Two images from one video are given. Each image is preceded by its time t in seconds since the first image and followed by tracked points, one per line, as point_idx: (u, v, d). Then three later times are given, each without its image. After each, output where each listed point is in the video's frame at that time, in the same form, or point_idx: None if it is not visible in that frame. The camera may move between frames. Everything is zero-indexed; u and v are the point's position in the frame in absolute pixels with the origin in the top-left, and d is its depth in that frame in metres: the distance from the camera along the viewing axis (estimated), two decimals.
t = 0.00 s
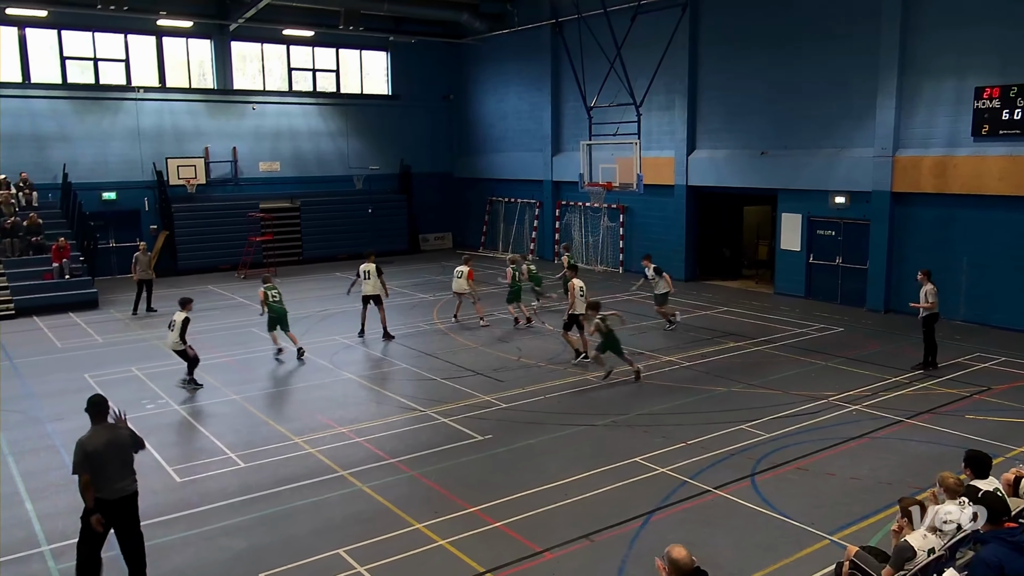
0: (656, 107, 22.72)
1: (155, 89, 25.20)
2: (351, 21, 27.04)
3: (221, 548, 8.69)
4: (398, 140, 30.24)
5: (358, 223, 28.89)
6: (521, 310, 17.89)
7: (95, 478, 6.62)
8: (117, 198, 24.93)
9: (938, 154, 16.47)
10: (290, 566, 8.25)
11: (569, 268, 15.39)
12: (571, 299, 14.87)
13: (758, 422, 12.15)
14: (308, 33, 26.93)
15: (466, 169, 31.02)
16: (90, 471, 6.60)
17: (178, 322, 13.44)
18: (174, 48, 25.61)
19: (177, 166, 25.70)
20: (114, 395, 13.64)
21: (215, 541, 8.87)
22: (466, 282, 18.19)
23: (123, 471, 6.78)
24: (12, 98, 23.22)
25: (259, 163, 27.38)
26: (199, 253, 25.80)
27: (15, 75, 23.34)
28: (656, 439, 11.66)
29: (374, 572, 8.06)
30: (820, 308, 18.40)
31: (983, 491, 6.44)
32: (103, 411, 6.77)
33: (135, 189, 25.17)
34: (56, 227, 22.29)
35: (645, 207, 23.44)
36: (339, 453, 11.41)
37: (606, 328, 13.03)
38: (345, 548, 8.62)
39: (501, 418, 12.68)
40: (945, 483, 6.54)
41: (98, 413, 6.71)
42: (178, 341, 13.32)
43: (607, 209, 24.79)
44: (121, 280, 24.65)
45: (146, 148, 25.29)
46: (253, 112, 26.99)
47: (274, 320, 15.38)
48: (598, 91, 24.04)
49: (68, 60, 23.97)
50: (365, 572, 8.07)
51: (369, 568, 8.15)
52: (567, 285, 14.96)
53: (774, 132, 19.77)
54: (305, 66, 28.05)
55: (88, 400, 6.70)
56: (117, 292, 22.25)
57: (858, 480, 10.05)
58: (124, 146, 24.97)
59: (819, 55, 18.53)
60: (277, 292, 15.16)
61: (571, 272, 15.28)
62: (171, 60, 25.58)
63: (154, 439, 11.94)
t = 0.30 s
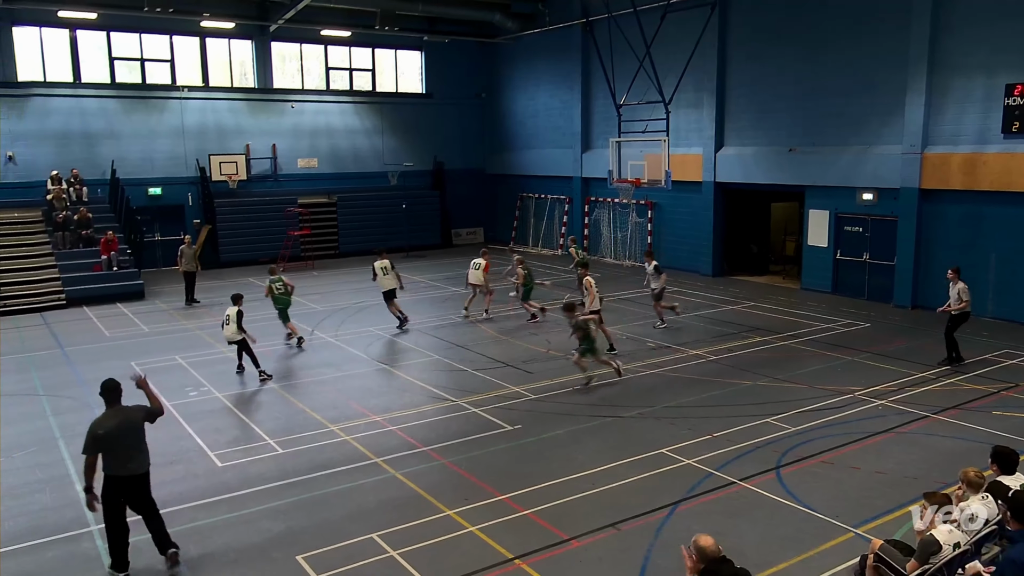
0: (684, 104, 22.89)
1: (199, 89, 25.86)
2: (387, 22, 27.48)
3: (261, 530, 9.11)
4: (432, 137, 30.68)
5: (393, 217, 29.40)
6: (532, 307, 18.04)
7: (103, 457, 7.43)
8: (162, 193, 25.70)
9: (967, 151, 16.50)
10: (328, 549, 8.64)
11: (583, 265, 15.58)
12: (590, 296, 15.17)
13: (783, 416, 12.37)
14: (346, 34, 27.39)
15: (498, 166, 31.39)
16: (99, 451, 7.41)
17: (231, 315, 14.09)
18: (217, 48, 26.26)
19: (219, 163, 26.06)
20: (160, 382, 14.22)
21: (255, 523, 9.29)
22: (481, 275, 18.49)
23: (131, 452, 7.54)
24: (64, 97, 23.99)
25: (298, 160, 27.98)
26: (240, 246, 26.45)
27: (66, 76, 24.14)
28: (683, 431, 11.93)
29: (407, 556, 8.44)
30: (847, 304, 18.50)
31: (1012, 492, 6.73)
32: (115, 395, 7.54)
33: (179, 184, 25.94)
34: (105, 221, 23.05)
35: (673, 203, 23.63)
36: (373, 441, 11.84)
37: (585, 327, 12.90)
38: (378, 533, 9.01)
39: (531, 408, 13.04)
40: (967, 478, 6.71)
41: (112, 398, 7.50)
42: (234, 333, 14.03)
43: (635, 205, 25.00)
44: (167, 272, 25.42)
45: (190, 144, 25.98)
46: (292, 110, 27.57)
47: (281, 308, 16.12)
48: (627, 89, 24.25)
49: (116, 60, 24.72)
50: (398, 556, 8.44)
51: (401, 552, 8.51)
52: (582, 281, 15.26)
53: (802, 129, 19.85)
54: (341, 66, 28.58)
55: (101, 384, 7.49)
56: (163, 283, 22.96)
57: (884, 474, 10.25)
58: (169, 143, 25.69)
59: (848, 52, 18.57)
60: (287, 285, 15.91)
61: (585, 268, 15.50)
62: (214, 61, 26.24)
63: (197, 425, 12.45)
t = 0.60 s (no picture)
0: (716, 102, 23.02)
1: (243, 88, 26.56)
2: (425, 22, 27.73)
3: (301, 513, 9.54)
4: (466, 134, 31.11)
5: (428, 212, 29.89)
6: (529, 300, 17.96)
7: (129, 433, 7.92)
8: (208, 188, 26.43)
9: (1000, 148, 16.47)
10: (365, 531, 9.04)
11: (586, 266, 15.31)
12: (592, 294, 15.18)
13: (811, 410, 12.59)
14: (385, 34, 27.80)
15: (530, 163, 31.72)
16: (127, 426, 7.94)
17: (263, 296, 14.78)
18: (261, 49, 26.93)
19: (262, 159, 26.96)
20: (204, 370, 14.81)
21: (295, 507, 9.72)
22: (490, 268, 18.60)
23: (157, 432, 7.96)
24: (115, 96, 24.79)
25: (337, 156, 28.57)
26: (281, 240, 27.13)
27: (117, 76, 24.92)
28: (711, 424, 12.21)
29: (441, 540, 8.80)
30: (877, 300, 18.54)
31: None
32: (147, 377, 8.07)
33: (225, 180, 26.64)
34: (152, 215, 23.86)
35: (703, 199, 23.77)
36: (408, 429, 12.29)
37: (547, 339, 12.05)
38: (412, 518, 9.39)
39: (561, 399, 13.41)
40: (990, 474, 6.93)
41: (143, 379, 8.04)
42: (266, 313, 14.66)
43: (665, 201, 25.18)
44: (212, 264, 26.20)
45: (234, 141, 26.73)
46: (332, 108, 28.14)
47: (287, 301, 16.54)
48: (659, 87, 24.41)
49: (164, 61, 25.48)
50: (432, 540, 8.80)
51: (434, 538, 8.86)
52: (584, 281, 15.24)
53: (833, 126, 19.89)
54: (379, 65, 29.08)
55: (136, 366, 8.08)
56: (208, 275, 23.69)
57: (911, 469, 10.44)
58: (214, 141, 26.44)
59: (879, 49, 18.58)
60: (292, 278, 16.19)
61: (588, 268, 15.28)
62: (257, 61, 26.92)
63: (239, 412, 12.98)
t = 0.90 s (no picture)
0: (749, 100, 23.09)
1: (287, 86, 27.28)
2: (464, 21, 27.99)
3: (340, 498, 9.81)
4: (502, 131, 31.53)
5: (464, 208, 30.34)
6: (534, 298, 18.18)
7: (165, 411, 8.45)
8: (254, 184, 27.24)
9: None
10: (401, 517, 9.27)
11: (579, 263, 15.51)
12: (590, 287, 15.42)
13: (842, 406, 12.76)
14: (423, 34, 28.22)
15: (565, 159, 32.04)
16: (164, 404, 8.44)
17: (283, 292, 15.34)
18: (305, 49, 27.62)
19: (305, 156, 27.61)
20: (249, 359, 15.41)
21: (334, 491, 10.01)
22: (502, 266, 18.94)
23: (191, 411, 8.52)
24: (167, 95, 25.60)
25: (377, 153, 29.19)
26: (324, 234, 27.79)
27: (168, 75, 25.72)
28: (742, 418, 12.43)
29: (475, 527, 8.98)
30: (910, 297, 18.52)
31: None
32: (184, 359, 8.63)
33: (270, 176, 27.48)
34: (201, 210, 24.69)
35: (736, 195, 23.87)
36: (444, 418, 12.72)
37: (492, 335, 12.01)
38: (446, 504, 9.59)
39: (594, 391, 13.74)
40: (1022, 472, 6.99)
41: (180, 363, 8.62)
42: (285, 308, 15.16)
43: (697, 198, 25.33)
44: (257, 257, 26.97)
45: (279, 138, 27.46)
46: (372, 107, 28.75)
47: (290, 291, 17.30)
48: (693, 84, 24.53)
49: (213, 61, 26.28)
50: (466, 527, 8.98)
51: (467, 524, 9.03)
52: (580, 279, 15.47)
53: (867, 123, 19.87)
54: (418, 64, 29.62)
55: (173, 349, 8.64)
56: (253, 267, 24.43)
57: (944, 466, 10.56)
58: (260, 138, 27.19)
59: (915, 46, 18.54)
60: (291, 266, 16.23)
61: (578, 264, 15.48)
62: (301, 60, 27.61)
63: (282, 399, 13.51)
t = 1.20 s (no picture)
0: (786, 97, 23.04)
1: (333, 86, 27.96)
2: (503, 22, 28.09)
3: (381, 483, 10.28)
4: (540, 128, 31.87)
5: (502, 204, 30.75)
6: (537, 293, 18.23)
7: (200, 397, 8.89)
8: (300, 179, 28.00)
9: None
10: (439, 502, 9.69)
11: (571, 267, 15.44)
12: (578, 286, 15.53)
13: (877, 403, 12.86)
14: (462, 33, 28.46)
15: (602, 156, 32.26)
16: (199, 391, 8.88)
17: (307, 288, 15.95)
18: (350, 50, 28.25)
19: (349, 153, 28.46)
20: (294, 348, 16.01)
21: (375, 477, 10.49)
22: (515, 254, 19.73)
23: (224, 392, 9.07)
24: (219, 95, 26.40)
25: (418, 150, 29.78)
26: (366, 230, 28.38)
27: (220, 75, 26.53)
28: (775, 413, 12.62)
29: (510, 514, 9.36)
30: (948, 294, 18.41)
31: None
32: (210, 347, 9.09)
33: (316, 172, 28.18)
34: (250, 204, 25.49)
35: (771, 192, 23.83)
36: (481, 408, 13.15)
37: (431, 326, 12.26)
38: (483, 492, 9.99)
39: (627, 384, 14.04)
40: None
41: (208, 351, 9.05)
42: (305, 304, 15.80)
43: (733, 195, 25.36)
44: (302, 251, 27.71)
45: (325, 136, 28.15)
46: (414, 105, 29.31)
47: (287, 280, 18.18)
48: (729, 82, 24.56)
49: (262, 62, 27.05)
50: (501, 514, 9.36)
51: (503, 511, 9.43)
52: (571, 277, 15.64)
53: (906, 120, 19.72)
54: (459, 63, 30.10)
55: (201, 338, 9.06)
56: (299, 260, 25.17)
57: (980, 464, 10.62)
58: (307, 136, 27.93)
59: (955, 42, 18.37)
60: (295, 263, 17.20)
61: (570, 265, 15.47)
62: (346, 60, 28.25)
63: (325, 387, 14.07)
